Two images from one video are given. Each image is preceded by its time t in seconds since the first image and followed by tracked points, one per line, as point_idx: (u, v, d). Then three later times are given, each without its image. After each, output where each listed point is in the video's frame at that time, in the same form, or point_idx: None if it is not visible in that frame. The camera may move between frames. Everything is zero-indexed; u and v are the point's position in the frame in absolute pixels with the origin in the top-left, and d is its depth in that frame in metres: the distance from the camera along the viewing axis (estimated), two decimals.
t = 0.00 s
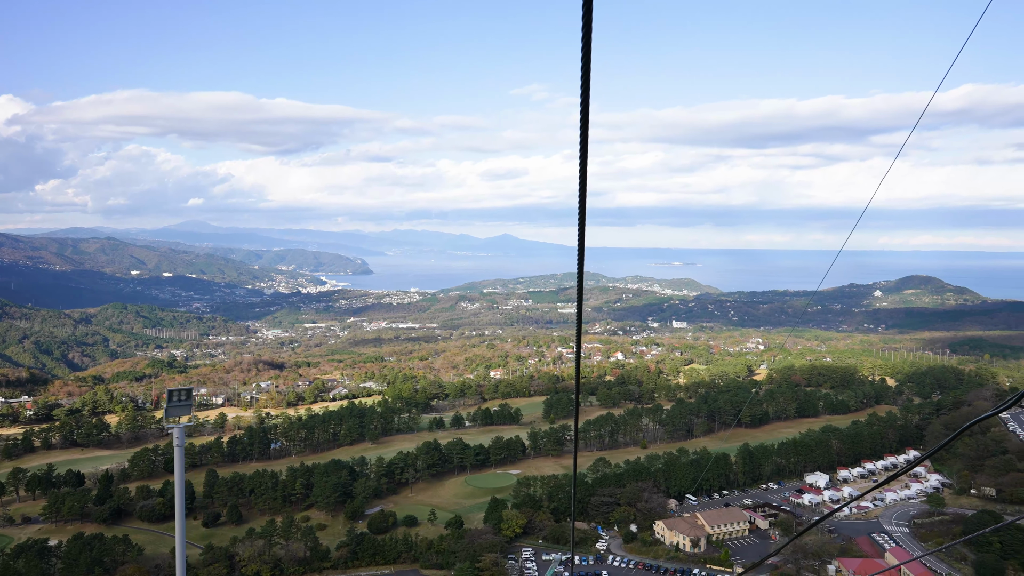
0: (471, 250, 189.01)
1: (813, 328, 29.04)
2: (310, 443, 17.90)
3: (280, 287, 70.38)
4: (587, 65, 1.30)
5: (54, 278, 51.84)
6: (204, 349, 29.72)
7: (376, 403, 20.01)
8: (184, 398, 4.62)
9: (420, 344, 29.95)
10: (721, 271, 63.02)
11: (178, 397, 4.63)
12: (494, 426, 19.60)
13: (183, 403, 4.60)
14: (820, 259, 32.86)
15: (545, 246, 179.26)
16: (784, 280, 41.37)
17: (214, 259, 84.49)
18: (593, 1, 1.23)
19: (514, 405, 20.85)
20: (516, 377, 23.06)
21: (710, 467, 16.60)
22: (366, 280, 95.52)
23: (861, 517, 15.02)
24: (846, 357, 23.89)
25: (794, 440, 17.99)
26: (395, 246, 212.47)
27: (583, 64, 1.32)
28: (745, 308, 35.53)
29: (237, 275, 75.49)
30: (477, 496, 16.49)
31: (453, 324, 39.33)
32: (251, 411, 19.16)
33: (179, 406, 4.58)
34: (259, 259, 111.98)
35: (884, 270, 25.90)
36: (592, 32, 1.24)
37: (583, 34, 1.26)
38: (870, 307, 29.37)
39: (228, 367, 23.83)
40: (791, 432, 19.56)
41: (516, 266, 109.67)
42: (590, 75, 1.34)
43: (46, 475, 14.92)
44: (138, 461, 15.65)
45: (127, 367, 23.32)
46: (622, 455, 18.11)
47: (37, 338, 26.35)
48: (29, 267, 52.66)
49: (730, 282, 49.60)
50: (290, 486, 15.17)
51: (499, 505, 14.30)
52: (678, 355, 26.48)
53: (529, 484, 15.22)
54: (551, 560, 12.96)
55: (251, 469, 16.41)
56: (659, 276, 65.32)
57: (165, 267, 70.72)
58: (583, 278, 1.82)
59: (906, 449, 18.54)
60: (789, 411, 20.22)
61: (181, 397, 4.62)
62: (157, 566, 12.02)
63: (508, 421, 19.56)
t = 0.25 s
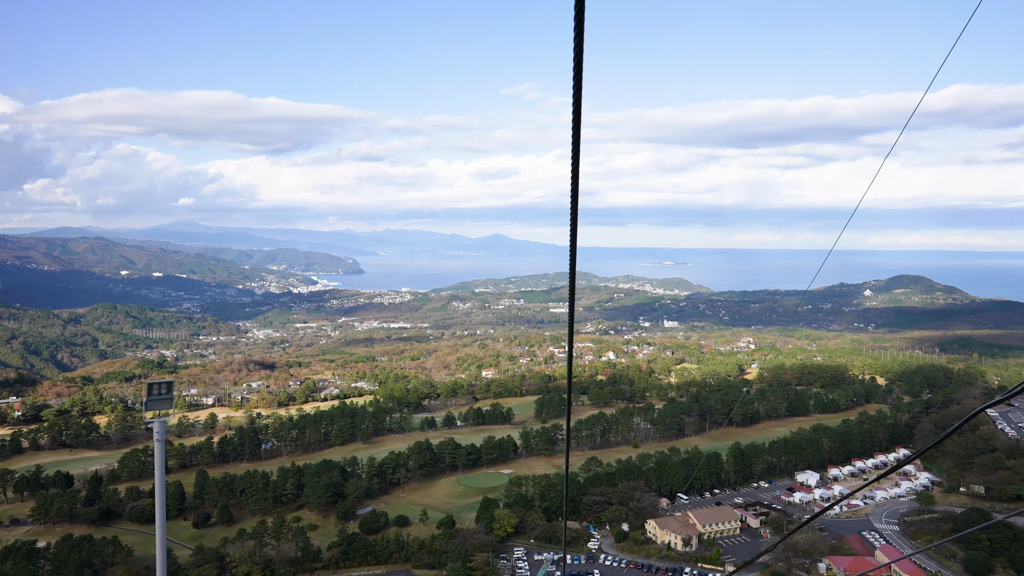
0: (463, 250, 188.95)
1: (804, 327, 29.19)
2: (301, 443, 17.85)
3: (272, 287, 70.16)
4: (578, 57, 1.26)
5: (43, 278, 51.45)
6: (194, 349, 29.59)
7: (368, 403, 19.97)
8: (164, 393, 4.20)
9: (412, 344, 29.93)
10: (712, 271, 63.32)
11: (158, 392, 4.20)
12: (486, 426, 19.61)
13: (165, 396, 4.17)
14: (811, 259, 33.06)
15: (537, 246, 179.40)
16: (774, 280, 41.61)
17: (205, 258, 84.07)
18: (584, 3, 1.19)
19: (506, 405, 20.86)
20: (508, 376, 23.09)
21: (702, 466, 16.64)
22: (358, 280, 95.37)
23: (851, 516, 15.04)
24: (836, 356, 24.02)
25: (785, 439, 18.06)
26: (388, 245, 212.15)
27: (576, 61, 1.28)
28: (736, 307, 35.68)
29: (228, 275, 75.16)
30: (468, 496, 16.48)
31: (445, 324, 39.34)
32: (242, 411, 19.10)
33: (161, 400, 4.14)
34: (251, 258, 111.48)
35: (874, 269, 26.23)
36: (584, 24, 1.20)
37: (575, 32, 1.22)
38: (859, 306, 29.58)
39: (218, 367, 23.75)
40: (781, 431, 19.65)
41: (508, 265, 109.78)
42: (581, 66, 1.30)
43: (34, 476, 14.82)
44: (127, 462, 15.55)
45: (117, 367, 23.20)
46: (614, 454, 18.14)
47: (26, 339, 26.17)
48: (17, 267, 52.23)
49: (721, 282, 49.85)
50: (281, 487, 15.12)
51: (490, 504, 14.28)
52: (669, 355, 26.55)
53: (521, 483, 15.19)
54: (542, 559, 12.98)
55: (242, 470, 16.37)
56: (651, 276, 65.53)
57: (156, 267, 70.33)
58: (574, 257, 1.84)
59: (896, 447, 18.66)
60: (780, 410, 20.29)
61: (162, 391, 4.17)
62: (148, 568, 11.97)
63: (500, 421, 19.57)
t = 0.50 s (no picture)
0: (457, 249, 188.91)
1: (796, 326, 29.29)
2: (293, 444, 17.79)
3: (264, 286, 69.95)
4: (571, 64, 1.09)
5: (33, 277, 51.15)
6: (186, 349, 29.51)
7: (360, 403, 19.93)
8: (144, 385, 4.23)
9: (404, 344, 29.89)
10: (705, 270, 63.58)
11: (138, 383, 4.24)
12: (479, 425, 19.60)
13: (146, 389, 4.21)
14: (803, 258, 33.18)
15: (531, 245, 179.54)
16: (766, 279, 41.76)
17: (198, 258, 83.77)
18: None
19: (499, 405, 20.85)
20: (500, 376, 23.10)
21: (694, 465, 16.70)
22: (352, 279, 95.22)
23: (843, 515, 15.08)
24: (828, 355, 24.11)
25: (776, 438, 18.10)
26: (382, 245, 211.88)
27: (567, 61, 1.10)
28: (729, 307, 35.77)
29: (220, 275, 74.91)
30: (461, 496, 16.47)
31: (438, 323, 39.32)
32: (233, 411, 19.04)
33: (141, 393, 4.17)
34: (243, 258, 111.05)
35: (865, 269, 26.38)
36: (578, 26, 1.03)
37: (567, 32, 1.05)
38: (852, 306, 29.72)
39: (210, 367, 23.67)
40: (774, 430, 19.70)
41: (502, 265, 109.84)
42: (575, 72, 1.12)
43: (23, 477, 14.72)
44: (117, 463, 15.47)
45: (107, 367, 23.09)
46: (607, 454, 18.13)
47: (16, 339, 26.02)
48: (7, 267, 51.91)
49: (714, 281, 50.01)
50: (273, 487, 15.08)
51: (483, 504, 14.30)
52: (662, 354, 26.59)
53: (514, 483, 15.27)
54: (534, 559, 12.99)
55: (234, 470, 16.34)
56: (644, 275, 65.69)
57: (147, 267, 70.05)
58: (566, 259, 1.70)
59: (887, 445, 18.74)
60: (772, 409, 20.33)
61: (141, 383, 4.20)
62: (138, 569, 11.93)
63: (493, 420, 19.56)
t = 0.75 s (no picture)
0: (451, 249, 188.75)
1: (789, 326, 29.41)
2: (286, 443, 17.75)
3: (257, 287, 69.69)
4: (562, 66, 1.18)
5: (24, 277, 50.79)
6: (178, 349, 29.39)
7: (354, 403, 19.92)
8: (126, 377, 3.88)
9: (398, 344, 29.85)
10: (698, 270, 63.77)
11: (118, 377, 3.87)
12: (472, 425, 19.60)
13: (127, 381, 3.86)
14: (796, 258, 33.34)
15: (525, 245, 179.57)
16: (759, 279, 41.92)
17: (190, 258, 83.40)
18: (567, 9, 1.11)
19: (492, 404, 20.87)
20: (494, 375, 23.12)
21: (687, 464, 16.74)
22: (346, 279, 95.02)
23: (836, 513, 15.11)
24: (820, 354, 24.20)
25: (770, 437, 18.14)
26: (376, 245, 211.49)
27: (559, 65, 1.18)
28: (722, 306, 35.87)
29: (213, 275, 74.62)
30: (455, 495, 16.47)
31: (432, 323, 39.30)
32: (226, 411, 18.99)
33: (123, 385, 3.83)
34: (237, 258, 110.72)
35: (858, 268, 26.52)
36: (567, 30, 1.11)
37: (558, 36, 1.13)
38: (844, 306, 29.90)
39: (202, 367, 23.59)
40: (767, 430, 19.74)
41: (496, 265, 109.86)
42: (566, 76, 1.20)
43: (14, 478, 14.63)
44: (109, 463, 15.39)
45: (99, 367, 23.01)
46: (600, 454, 18.16)
47: (7, 339, 25.85)
48: None
49: (707, 281, 50.15)
50: (266, 487, 15.05)
51: (476, 504, 14.30)
52: (655, 354, 26.64)
53: (508, 483, 15.26)
54: (528, 559, 12.98)
55: (227, 470, 16.30)
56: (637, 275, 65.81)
57: (139, 267, 69.71)
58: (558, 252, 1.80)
59: (880, 444, 18.83)
60: (765, 408, 20.38)
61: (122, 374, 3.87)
62: (130, 570, 11.88)
63: (486, 420, 19.56)
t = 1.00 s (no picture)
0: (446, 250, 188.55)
1: (782, 325, 29.52)
2: (280, 443, 17.72)
3: (251, 287, 69.43)
4: (555, 49, 1.32)
5: (15, 277, 50.49)
6: (171, 349, 29.33)
7: (347, 403, 19.90)
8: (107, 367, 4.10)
9: (392, 343, 29.83)
10: (692, 270, 63.93)
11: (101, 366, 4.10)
12: (467, 425, 19.61)
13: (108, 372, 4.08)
14: (789, 257, 33.51)
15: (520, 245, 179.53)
16: (752, 280, 42.07)
17: (184, 258, 83.05)
18: None
19: (487, 404, 20.89)
20: (488, 375, 23.12)
21: (681, 463, 16.79)
22: (340, 279, 94.83)
23: (830, 512, 15.16)
24: (814, 354, 24.29)
25: (764, 436, 18.19)
26: (370, 245, 211.13)
27: (551, 53, 1.34)
28: (716, 306, 35.97)
29: (206, 275, 74.34)
30: (449, 495, 16.47)
31: (426, 323, 39.31)
32: (220, 411, 18.97)
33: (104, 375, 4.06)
34: (231, 258, 110.38)
35: (851, 268, 26.69)
36: (559, 19, 1.26)
37: (551, 28, 1.29)
38: (837, 305, 30.08)
39: (196, 367, 23.53)
40: (760, 429, 19.79)
41: (490, 265, 109.87)
42: (557, 58, 1.35)
43: (6, 479, 14.56)
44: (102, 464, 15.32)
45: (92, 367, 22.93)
46: (595, 452, 18.20)
47: None
48: None
49: (700, 281, 50.28)
50: (259, 487, 15.00)
51: (471, 503, 14.31)
52: (649, 354, 26.70)
53: (502, 482, 15.30)
54: (522, 558, 12.96)
55: (221, 470, 16.27)
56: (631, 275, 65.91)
57: (131, 267, 69.40)
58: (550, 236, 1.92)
59: (872, 443, 18.90)
60: (759, 408, 20.42)
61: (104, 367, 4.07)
62: (123, 571, 11.84)
63: (481, 420, 19.56)
